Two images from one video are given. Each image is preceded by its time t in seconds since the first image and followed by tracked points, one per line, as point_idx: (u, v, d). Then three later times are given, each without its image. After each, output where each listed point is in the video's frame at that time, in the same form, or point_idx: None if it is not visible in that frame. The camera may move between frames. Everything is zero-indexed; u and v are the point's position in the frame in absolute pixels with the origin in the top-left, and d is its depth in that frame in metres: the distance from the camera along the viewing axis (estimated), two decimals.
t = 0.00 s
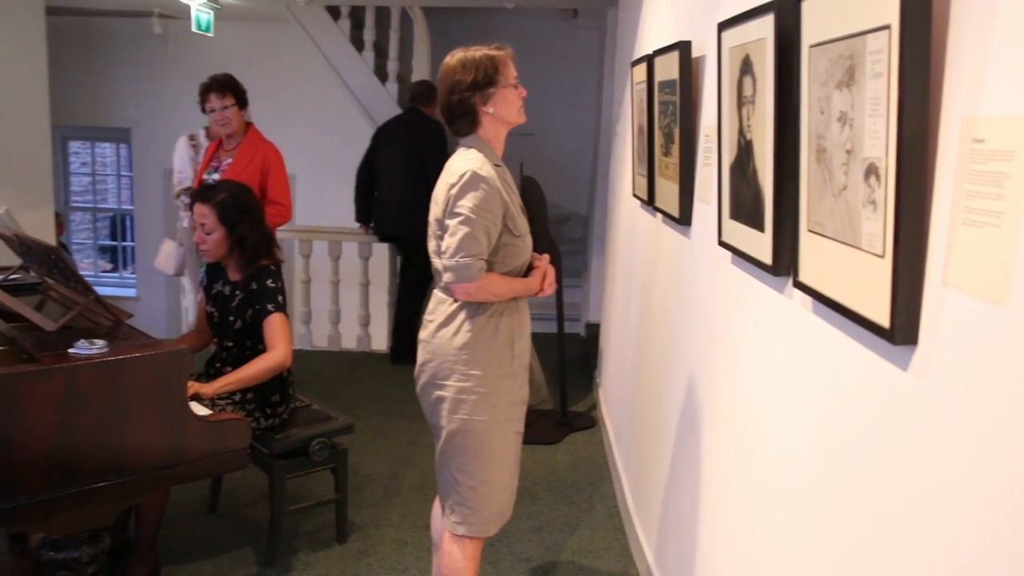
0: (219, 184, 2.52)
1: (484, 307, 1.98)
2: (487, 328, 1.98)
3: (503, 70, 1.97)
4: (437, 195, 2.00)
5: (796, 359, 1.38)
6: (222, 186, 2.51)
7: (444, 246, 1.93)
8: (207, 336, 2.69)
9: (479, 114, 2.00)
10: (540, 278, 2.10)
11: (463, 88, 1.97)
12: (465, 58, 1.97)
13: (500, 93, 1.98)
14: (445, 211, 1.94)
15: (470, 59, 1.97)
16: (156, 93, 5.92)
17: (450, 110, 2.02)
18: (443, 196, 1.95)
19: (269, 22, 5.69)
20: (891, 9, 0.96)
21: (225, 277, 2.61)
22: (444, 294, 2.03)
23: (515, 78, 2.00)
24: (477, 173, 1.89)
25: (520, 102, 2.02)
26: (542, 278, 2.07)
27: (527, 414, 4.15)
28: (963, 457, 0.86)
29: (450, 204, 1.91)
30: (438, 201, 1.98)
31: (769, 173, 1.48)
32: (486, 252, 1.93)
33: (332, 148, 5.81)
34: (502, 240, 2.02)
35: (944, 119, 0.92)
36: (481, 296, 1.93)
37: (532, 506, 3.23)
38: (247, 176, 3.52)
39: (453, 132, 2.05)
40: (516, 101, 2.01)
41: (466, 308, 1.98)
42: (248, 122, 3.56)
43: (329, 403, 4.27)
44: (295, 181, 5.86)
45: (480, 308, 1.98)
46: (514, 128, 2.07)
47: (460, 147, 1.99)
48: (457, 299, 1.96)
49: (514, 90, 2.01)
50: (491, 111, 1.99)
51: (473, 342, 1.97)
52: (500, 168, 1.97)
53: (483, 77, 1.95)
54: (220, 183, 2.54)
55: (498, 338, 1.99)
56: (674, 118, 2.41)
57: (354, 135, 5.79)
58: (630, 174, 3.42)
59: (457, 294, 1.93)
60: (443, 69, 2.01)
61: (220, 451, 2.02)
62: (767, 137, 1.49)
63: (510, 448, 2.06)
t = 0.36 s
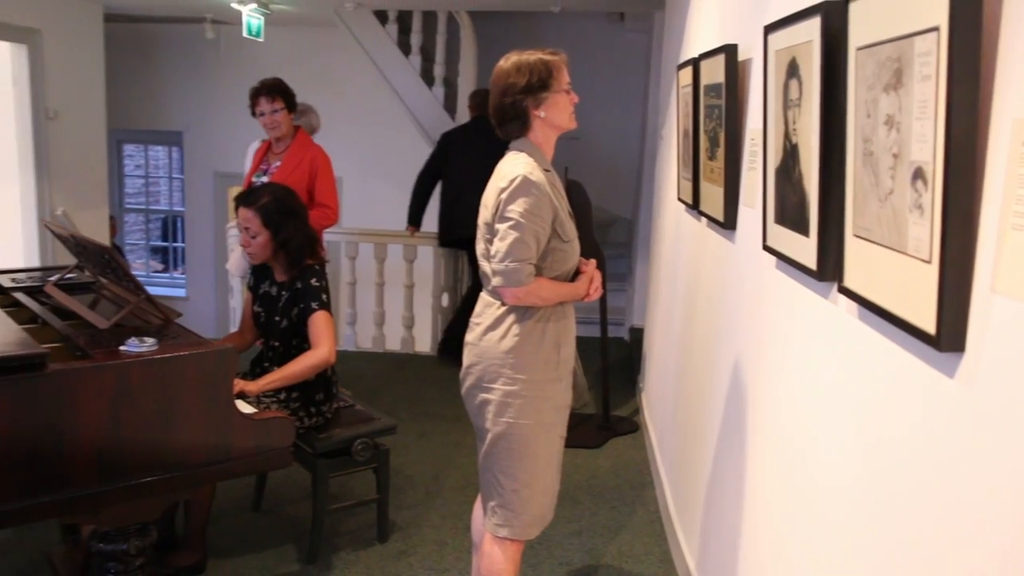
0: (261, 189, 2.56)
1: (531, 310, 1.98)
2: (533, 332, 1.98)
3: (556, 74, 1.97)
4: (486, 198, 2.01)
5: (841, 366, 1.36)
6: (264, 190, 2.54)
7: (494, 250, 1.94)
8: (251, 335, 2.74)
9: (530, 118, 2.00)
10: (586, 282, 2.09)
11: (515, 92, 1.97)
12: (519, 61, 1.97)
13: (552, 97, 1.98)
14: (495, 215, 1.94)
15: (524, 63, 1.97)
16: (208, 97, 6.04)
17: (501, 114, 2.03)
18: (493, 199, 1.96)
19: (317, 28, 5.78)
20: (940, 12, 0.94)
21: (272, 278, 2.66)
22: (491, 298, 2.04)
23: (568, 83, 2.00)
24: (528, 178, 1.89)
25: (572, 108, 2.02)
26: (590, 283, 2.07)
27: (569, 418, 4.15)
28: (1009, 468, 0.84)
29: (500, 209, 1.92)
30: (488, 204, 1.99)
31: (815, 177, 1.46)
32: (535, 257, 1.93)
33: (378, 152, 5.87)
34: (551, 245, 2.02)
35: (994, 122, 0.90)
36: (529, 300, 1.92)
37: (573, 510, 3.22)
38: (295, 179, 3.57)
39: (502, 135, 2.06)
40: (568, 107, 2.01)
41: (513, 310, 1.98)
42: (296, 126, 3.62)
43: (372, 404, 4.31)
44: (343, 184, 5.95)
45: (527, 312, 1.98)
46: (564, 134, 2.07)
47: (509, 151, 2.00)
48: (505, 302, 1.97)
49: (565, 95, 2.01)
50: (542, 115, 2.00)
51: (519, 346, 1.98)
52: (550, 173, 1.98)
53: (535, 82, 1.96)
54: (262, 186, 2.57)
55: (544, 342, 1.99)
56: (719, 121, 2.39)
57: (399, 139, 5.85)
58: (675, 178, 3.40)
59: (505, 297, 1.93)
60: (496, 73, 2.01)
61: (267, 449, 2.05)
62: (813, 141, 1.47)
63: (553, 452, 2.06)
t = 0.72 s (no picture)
0: (310, 190, 2.58)
1: (576, 312, 1.97)
2: (577, 335, 1.98)
3: (603, 77, 1.96)
4: (529, 200, 2.01)
5: (888, 372, 1.34)
6: (314, 192, 2.56)
7: (540, 254, 1.94)
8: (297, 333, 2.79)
9: (575, 120, 1.99)
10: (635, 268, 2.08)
11: (563, 95, 1.97)
12: (569, 63, 1.96)
13: (598, 101, 1.97)
14: (538, 217, 1.95)
15: (574, 65, 1.96)
16: (258, 101, 6.15)
17: (547, 115, 2.02)
18: (536, 202, 1.96)
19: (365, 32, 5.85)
20: (992, 11, 0.92)
21: (320, 277, 2.69)
22: (535, 300, 2.04)
23: (615, 89, 1.99)
24: (570, 181, 1.89)
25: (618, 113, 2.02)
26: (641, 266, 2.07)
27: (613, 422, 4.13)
28: None
29: (544, 212, 1.92)
30: (530, 206, 1.99)
31: (863, 180, 1.44)
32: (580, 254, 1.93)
33: (424, 154, 5.91)
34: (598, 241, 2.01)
35: None
36: (578, 300, 1.93)
37: (615, 514, 3.21)
38: (344, 181, 3.60)
39: (547, 136, 2.05)
40: (614, 111, 2.00)
41: (559, 312, 1.98)
42: (344, 128, 3.66)
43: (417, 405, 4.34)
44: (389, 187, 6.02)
45: (572, 314, 1.98)
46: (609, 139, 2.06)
47: (552, 153, 2.01)
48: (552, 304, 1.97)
49: (612, 101, 2.00)
50: (587, 118, 1.99)
51: (564, 349, 1.97)
52: (593, 176, 1.97)
53: (582, 84, 1.95)
54: (311, 187, 2.59)
55: (588, 345, 1.99)
56: (767, 124, 2.36)
57: (445, 141, 5.88)
58: (722, 182, 3.36)
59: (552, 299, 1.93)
60: (546, 74, 2.00)
61: (311, 448, 2.08)
62: (862, 143, 1.45)
63: (597, 455, 2.05)
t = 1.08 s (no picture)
0: (356, 191, 2.60)
1: (619, 313, 1.96)
2: (620, 336, 1.96)
3: (647, 82, 1.92)
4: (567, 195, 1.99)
5: (938, 376, 1.31)
6: (360, 193, 2.58)
7: (614, 250, 1.89)
8: (341, 333, 2.81)
9: (611, 118, 1.97)
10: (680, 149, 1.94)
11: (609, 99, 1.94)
12: (620, 66, 1.92)
13: (638, 107, 1.94)
14: (584, 216, 1.93)
15: (625, 69, 1.92)
16: (304, 104, 6.23)
17: (587, 110, 1.99)
18: (575, 198, 1.94)
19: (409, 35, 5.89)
20: None
21: (366, 278, 2.71)
22: (576, 300, 2.03)
23: (658, 102, 1.97)
24: (609, 177, 1.88)
25: (655, 128, 2.00)
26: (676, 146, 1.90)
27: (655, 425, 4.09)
28: None
29: (592, 211, 1.90)
30: (570, 203, 1.97)
31: (912, 182, 1.41)
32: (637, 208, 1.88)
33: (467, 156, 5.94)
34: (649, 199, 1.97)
35: None
36: (674, 248, 1.85)
37: (657, 518, 3.18)
38: (388, 183, 3.62)
39: (581, 127, 2.02)
40: (651, 123, 1.98)
41: (601, 313, 1.97)
42: (387, 131, 3.68)
43: (459, 406, 4.36)
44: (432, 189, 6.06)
45: (614, 315, 1.96)
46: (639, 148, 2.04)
47: (583, 147, 1.99)
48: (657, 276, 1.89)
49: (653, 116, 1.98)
50: (622, 120, 1.96)
51: (608, 349, 1.96)
52: (627, 174, 1.97)
53: (627, 87, 1.92)
54: (358, 188, 2.61)
55: (632, 346, 1.97)
56: (813, 125, 2.33)
57: (488, 143, 5.90)
58: (768, 183, 3.32)
59: (660, 271, 1.85)
60: (591, 79, 1.97)
61: (354, 446, 2.10)
62: (912, 144, 1.41)
63: (642, 457, 2.03)
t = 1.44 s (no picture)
0: (397, 191, 2.62)
1: (660, 312, 1.95)
2: (662, 336, 1.94)
3: (685, 81, 1.90)
4: (605, 194, 1.97)
5: (987, 381, 1.27)
6: (400, 193, 2.59)
7: (662, 238, 1.87)
8: (380, 334, 2.83)
9: (649, 118, 1.94)
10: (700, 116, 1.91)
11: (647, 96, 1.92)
12: (656, 67, 1.91)
13: (677, 105, 1.92)
14: (626, 213, 1.91)
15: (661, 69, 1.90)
16: (345, 105, 6.28)
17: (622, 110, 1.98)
18: (615, 197, 1.92)
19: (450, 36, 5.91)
20: None
21: (407, 278, 2.73)
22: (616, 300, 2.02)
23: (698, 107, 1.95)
24: (648, 172, 1.87)
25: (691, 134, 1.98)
26: (695, 117, 1.86)
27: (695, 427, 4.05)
28: None
29: (635, 206, 1.88)
30: (608, 202, 1.95)
31: (962, 181, 1.37)
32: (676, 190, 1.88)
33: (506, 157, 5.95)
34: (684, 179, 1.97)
35: None
36: (727, 223, 1.85)
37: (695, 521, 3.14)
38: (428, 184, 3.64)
39: (618, 125, 2.00)
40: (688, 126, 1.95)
41: (642, 312, 1.95)
42: (426, 132, 3.70)
43: (496, 406, 4.36)
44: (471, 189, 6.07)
45: (654, 314, 1.94)
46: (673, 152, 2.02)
47: (619, 147, 1.98)
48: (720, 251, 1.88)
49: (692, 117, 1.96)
50: (660, 119, 1.94)
51: (650, 348, 1.94)
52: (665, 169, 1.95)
53: (667, 85, 1.89)
54: (400, 188, 2.62)
55: (673, 346, 1.95)
56: (858, 124, 2.29)
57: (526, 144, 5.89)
58: (811, 183, 3.27)
59: (722, 249, 1.86)
60: (629, 80, 1.95)
61: (393, 444, 2.10)
62: (961, 142, 1.38)
63: (684, 456, 2.01)
